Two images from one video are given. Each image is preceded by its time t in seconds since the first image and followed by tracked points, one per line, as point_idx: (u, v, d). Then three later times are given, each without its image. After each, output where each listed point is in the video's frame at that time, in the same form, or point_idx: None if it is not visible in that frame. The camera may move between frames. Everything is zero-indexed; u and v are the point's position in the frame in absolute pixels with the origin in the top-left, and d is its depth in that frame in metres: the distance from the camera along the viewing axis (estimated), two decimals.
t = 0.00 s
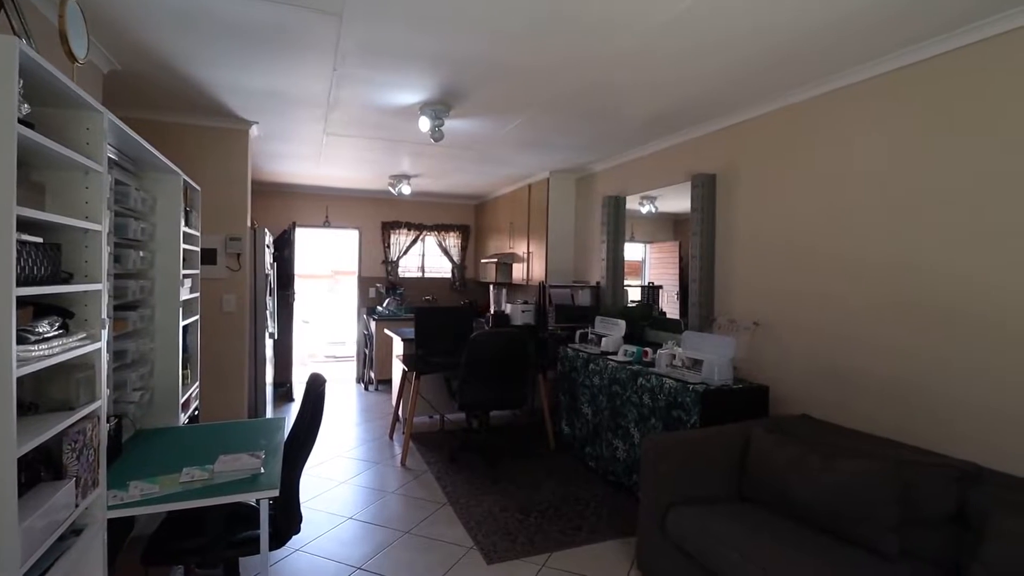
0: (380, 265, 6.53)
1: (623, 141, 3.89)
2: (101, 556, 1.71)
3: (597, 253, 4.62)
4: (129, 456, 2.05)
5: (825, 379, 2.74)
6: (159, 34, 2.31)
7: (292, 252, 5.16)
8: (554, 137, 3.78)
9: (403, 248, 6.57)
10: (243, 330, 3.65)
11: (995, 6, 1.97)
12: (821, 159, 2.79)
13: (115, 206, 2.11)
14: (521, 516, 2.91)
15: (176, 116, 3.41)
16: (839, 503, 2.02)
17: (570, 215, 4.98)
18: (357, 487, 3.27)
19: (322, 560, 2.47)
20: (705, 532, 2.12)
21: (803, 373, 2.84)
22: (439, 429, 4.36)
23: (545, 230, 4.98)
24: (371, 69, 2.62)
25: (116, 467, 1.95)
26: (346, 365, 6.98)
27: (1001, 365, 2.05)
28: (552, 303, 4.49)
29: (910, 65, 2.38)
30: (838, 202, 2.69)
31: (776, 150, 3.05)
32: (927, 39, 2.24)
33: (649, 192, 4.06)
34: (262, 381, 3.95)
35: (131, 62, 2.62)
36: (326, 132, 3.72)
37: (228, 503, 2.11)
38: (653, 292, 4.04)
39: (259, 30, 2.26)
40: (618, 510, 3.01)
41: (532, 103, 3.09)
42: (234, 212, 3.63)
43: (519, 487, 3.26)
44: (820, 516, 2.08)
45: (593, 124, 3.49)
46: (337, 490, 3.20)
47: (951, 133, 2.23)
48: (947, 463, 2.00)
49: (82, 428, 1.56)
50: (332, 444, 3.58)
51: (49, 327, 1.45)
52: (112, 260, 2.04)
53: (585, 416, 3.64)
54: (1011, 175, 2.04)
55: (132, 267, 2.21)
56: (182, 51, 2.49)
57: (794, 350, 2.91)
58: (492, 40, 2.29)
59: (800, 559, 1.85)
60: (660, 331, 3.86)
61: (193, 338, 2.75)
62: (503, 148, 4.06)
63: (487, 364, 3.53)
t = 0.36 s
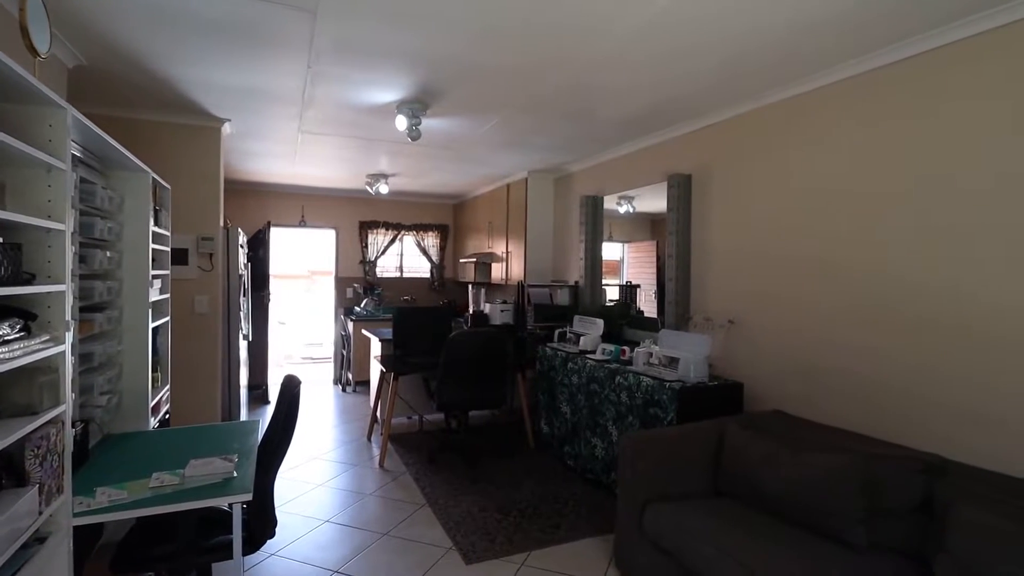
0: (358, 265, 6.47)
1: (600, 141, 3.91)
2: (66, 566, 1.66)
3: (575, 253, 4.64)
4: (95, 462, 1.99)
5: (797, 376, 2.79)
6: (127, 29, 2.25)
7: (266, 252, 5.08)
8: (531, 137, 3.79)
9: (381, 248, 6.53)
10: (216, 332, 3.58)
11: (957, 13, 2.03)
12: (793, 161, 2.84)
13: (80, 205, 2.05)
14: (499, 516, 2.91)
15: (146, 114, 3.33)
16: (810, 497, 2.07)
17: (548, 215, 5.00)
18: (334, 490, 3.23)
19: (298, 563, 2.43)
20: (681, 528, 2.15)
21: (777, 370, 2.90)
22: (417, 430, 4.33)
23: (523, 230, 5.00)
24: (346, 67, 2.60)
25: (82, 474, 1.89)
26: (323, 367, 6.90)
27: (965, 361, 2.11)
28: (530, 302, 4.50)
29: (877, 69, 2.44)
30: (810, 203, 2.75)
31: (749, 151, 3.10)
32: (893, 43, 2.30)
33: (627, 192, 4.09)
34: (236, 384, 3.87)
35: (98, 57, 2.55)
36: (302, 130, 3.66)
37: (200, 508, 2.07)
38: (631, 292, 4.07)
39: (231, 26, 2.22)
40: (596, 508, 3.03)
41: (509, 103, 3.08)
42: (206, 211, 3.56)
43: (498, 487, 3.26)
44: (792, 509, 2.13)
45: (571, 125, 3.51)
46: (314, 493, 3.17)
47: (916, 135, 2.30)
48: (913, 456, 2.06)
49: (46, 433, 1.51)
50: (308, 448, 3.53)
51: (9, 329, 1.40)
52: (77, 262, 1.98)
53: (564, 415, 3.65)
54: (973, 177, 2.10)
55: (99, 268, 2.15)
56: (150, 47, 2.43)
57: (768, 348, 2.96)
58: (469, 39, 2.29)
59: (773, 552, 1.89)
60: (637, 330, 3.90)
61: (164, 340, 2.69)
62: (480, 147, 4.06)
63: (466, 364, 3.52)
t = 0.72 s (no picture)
0: (337, 265, 6.42)
1: (579, 141, 3.94)
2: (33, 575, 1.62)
3: (555, 252, 4.67)
4: (63, 468, 1.94)
5: (774, 373, 2.84)
6: (95, 24, 2.20)
7: (243, 253, 5.01)
8: (511, 137, 3.80)
9: (360, 248, 6.48)
10: (191, 333, 3.52)
11: (923, 19, 2.09)
12: (768, 161, 2.89)
13: (46, 205, 1.99)
14: (480, 516, 2.91)
15: (117, 111, 3.26)
16: (785, 492, 2.10)
17: (528, 215, 5.02)
18: (313, 493, 3.19)
19: (275, 568, 2.40)
20: (659, 524, 2.17)
21: (753, 367, 2.95)
22: (397, 431, 4.30)
23: (504, 230, 5.00)
24: (323, 65, 2.57)
25: (49, 481, 1.84)
26: (302, 369, 6.83)
27: (933, 356, 2.17)
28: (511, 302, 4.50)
29: (848, 71, 2.50)
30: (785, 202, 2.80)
31: (725, 151, 3.15)
32: (864, 47, 2.35)
33: (606, 192, 4.12)
34: (212, 386, 3.81)
35: (65, 53, 2.48)
36: (278, 129, 3.62)
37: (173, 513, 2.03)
38: (611, 291, 4.10)
39: (203, 23, 2.18)
40: (577, 506, 3.04)
41: (489, 102, 3.08)
42: (180, 210, 3.50)
43: (479, 487, 3.26)
44: (767, 504, 2.16)
45: (550, 125, 3.52)
46: (292, 497, 3.13)
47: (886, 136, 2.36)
48: (884, 451, 2.11)
49: (11, 439, 1.47)
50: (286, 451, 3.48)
51: None
52: (44, 263, 1.93)
53: (545, 414, 3.66)
54: (940, 177, 2.16)
55: (68, 269, 2.10)
56: (119, 43, 2.37)
57: (745, 345, 3.01)
58: (447, 39, 2.28)
59: (748, 546, 1.92)
60: (617, 328, 3.93)
61: (135, 342, 2.63)
62: (460, 147, 4.05)
63: (446, 364, 3.51)
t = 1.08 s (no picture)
0: (317, 265, 6.36)
1: (560, 141, 3.95)
2: None
3: (537, 252, 4.67)
4: (30, 474, 1.89)
5: (752, 369, 2.88)
6: (63, 20, 2.15)
7: (220, 253, 4.93)
8: (492, 137, 3.80)
9: (341, 248, 6.42)
10: (166, 335, 3.45)
11: (896, 21, 2.13)
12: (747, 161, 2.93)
13: (13, 204, 1.94)
14: (462, 516, 2.90)
15: (88, 108, 3.19)
16: (763, 488, 2.13)
17: (510, 215, 5.02)
18: (292, 496, 3.15)
19: (253, 573, 2.37)
20: (639, 522, 2.18)
21: (733, 364, 2.98)
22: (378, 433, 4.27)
23: (485, 230, 5.00)
24: (301, 63, 2.55)
25: (16, 487, 1.79)
26: (282, 370, 6.74)
27: (906, 353, 2.22)
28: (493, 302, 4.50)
29: (825, 73, 2.55)
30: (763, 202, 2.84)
31: (704, 152, 3.19)
32: (839, 48, 2.40)
33: (588, 192, 4.14)
34: (188, 389, 3.74)
35: (32, 48, 2.42)
36: (255, 128, 3.57)
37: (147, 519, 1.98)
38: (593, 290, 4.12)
39: (176, 19, 2.14)
40: (559, 505, 3.05)
41: (469, 102, 3.08)
42: (154, 210, 3.43)
43: (462, 488, 3.25)
44: (745, 501, 2.18)
45: (531, 124, 3.53)
46: (271, 500, 3.08)
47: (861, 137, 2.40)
48: (858, 446, 2.15)
49: None
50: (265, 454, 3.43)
51: None
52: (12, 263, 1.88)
53: (527, 413, 3.67)
54: (913, 177, 2.21)
55: (36, 270, 2.05)
56: (88, 39, 2.32)
57: (724, 343, 3.04)
58: (426, 38, 2.27)
59: (725, 543, 1.94)
60: (599, 328, 3.95)
61: (107, 344, 2.58)
62: (440, 147, 4.04)
63: (428, 364, 3.49)
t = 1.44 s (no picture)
0: (298, 265, 6.29)
1: (543, 141, 3.96)
2: None
3: (521, 252, 4.68)
4: None
5: (733, 367, 2.92)
6: (33, 15, 2.10)
7: (198, 253, 4.86)
8: (474, 137, 3.79)
9: (323, 248, 6.36)
10: (142, 336, 3.39)
11: (872, 25, 2.18)
12: (728, 161, 2.96)
13: None
14: (445, 517, 2.89)
15: (60, 104, 3.11)
16: (743, 485, 2.15)
17: (493, 214, 5.01)
18: (273, 499, 3.11)
19: None
20: (621, 520, 2.19)
21: (714, 363, 3.02)
22: (361, 434, 4.24)
23: (468, 230, 4.99)
24: (280, 61, 2.52)
25: None
26: (263, 372, 6.66)
27: (883, 350, 2.26)
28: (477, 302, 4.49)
29: (805, 74, 2.58)
30: (744, 201, 2.87)
31: (686, 152, 3.21)
32: (817, 50, 2.43)
33: (571, 192, 4.15)
34: (166, 391, 3.68)
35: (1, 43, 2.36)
36: (233, 126, 3.52)
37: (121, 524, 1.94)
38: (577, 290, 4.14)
39: (151, 15, 2.10)
40: (543, 504, 3.05)
41: (451, 101, 3.07)
42: (129, 209, 3.36)
43: (445, 488, 3.24)
44: (725, 497, 2.21)
45: (513, 124, 3.53)
46: (250, 504, 3.04)
47: (839, 138, 2.44)
48: (835, 442, 2.18)
49: None
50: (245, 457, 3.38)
51: None
52: None
53: (511, 413, 3.67)
54: (890, 178, 2.25)
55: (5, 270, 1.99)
56: (58, 34, 2.27)
57: (705, 342, 3.07)
58: (408, 37, 2.26)
59: (706, 540, 1.95)
60: (583, 327, 3.97)
61: (80, 347, 2.52)
62: (422, 146, 4.02)
63: (411, 365, 3.48)
